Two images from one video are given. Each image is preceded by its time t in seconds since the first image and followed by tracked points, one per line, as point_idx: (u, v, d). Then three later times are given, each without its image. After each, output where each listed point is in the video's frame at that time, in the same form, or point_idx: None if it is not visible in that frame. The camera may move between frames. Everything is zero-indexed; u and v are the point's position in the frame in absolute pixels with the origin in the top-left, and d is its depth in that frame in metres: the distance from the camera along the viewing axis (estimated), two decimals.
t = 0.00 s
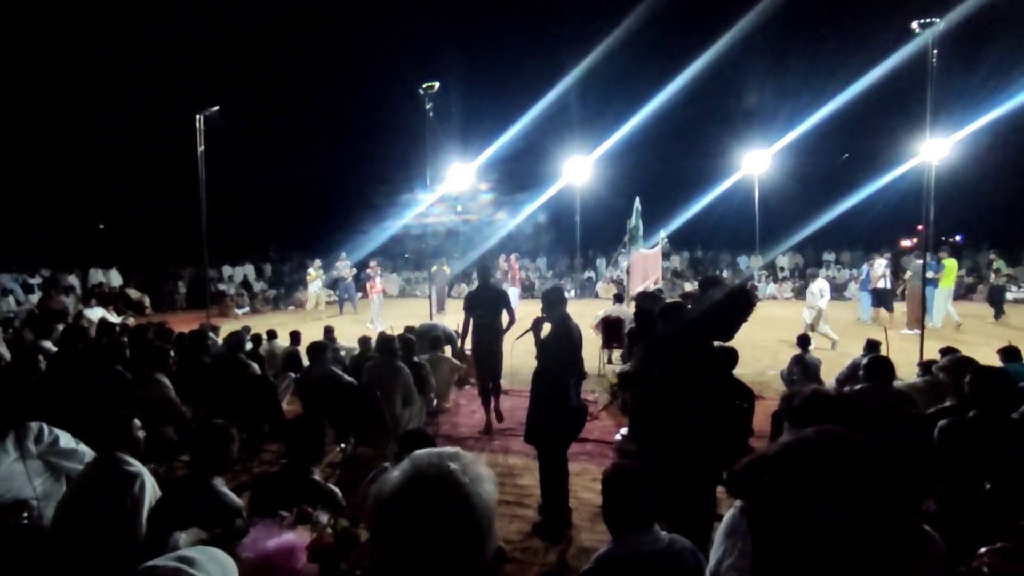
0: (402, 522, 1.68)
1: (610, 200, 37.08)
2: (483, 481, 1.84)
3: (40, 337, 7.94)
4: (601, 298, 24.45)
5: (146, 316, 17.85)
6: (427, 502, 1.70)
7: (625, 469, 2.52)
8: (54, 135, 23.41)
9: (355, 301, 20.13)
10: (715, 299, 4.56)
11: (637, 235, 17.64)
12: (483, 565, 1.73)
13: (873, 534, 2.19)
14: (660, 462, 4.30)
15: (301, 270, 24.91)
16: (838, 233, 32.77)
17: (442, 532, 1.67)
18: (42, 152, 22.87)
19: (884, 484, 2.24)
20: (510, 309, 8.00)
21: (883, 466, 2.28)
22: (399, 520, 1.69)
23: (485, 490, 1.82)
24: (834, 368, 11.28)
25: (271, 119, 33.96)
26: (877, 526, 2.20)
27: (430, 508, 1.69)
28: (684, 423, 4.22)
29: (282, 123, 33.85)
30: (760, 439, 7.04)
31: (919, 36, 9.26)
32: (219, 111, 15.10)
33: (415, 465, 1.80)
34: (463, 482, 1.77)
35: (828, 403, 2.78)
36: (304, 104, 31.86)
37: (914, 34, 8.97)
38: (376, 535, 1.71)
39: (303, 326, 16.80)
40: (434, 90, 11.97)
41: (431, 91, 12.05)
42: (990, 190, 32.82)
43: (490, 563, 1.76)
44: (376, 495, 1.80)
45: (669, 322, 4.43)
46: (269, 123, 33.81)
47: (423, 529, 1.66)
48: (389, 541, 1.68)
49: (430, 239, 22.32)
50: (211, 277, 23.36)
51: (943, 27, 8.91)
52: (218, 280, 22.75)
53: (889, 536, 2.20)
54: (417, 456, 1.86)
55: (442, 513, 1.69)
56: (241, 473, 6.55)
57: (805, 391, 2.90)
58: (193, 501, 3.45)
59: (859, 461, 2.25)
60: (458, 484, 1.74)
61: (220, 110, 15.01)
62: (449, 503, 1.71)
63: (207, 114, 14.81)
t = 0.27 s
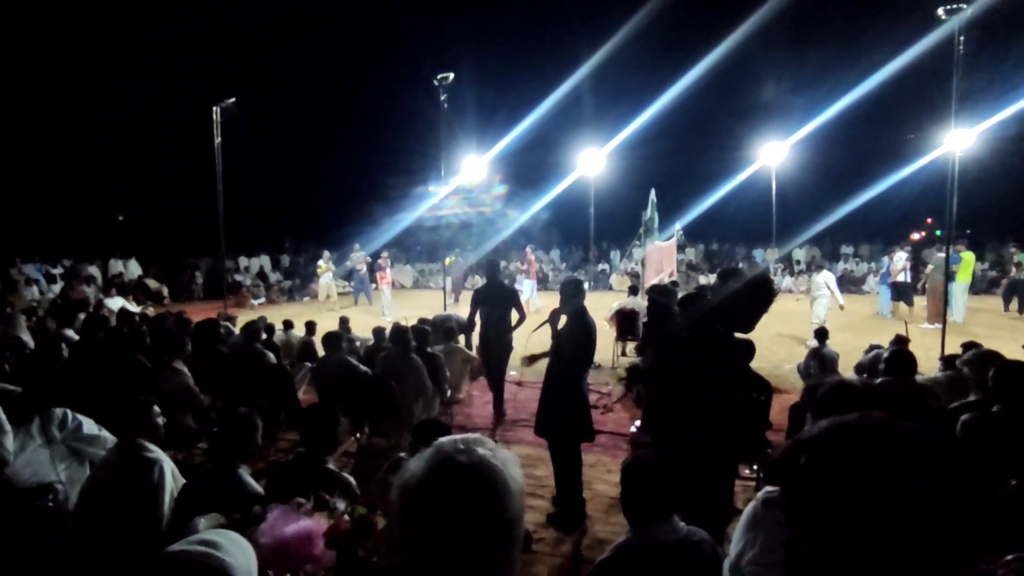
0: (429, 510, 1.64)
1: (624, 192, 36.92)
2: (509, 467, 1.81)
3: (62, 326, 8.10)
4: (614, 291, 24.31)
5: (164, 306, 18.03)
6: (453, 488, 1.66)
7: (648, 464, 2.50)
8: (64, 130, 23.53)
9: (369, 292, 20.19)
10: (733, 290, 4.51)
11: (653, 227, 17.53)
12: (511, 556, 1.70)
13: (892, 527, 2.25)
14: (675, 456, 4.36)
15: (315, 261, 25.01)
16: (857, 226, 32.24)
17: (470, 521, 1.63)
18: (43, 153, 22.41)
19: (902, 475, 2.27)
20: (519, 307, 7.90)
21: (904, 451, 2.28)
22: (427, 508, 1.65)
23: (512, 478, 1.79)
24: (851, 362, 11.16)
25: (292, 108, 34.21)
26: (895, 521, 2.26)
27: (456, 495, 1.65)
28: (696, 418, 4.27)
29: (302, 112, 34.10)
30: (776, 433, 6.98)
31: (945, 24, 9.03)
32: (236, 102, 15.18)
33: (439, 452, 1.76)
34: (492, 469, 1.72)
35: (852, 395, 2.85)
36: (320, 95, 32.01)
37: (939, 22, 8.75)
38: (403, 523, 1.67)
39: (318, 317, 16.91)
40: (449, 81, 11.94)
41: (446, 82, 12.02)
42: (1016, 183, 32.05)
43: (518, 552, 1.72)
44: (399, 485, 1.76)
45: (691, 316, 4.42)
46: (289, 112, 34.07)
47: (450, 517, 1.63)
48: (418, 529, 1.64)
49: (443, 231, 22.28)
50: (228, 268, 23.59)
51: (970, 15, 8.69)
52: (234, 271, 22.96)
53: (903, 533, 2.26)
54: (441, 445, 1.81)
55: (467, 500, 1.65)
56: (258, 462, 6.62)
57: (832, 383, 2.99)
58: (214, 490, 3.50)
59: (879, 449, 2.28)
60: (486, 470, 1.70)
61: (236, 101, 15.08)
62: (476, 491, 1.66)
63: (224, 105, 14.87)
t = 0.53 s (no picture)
0: (446, 491, 1.61)
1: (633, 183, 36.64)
2: (524, 451, 1.77)
3: (72, 313, 8.14)
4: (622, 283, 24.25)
5: (173, 295, 18.17)
6: (469, 469, 1.61)
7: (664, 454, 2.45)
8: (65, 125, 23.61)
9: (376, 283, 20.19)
10: (745, 282, 4.47)
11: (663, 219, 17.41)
12: (525, 545, 1.64)
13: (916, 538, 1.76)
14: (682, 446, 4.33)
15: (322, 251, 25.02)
16: (869, 219, 31.89)
17: (487, 502, 1.59)
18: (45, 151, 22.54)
19: (911, 470, 1.79)
20: (520, 300, 7.23)
21: (911, 448, 1.81)
22: (442, 489, 1.61)
23: (531, 459, 1.75)
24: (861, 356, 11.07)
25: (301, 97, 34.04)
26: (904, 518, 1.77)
27: (473, 477, 1.61)
28: (703, 411, 4.25)
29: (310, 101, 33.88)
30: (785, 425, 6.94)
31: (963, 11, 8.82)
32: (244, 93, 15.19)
33: (451, 436, 1.69)
34: (507, 453, 1.67)
35: (868, 382, 3.05)
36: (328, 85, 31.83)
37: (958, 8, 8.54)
38: (421, 504, 1.63)
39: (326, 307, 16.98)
40: (457, 70, 11.86)
41: (454, 72, 11.94)
42: None
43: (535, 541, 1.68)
44: (413, 470, 1.72)
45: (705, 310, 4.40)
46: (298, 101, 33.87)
47: (465, 498, 1.59)
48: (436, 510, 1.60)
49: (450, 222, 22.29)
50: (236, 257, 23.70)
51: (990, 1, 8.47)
52: (243, 261, 23.03)
53: (911, 528, 1.77)
54: (455, 427, 1.75)
55: (483, 481, 1.61)
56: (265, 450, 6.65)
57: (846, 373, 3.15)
58: (222, 478, 3.46)
59: (881, 443, 1.84)
60: (502, 453, 1.65)
61: (244, 91, 15.04)
62: (492, 472, 1.62)
63: (232, 96, 14.88)
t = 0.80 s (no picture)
0: (469, 482, 1.55)
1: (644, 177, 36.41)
2: (548, 444, 1.70)
3: (87, 306, 8.23)
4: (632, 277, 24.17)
5: (184, 288, 18.29)
6: (492, 462, 1.55)
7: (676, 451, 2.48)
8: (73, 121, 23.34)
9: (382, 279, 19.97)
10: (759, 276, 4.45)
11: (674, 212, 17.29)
12: (552, 541, 1.58)
13: (949, 553, 1.33)
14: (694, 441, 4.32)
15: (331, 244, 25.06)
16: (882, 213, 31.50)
17: (514, 495, 1.53)
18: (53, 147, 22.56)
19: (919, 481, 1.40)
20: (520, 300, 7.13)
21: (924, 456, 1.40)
22: (466, 480, 1.55)
23: (551, 452, 1.66)
24: (875, 352, 10.94)
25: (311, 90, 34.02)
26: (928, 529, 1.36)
27: (497, 469, 1.54)
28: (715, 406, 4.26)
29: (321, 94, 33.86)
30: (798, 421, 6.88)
31: None
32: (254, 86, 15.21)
33: (471, 427, 1.63)
34: (531, 445, 1.61)
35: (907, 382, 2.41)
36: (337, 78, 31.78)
37: None
38: (444, 495, 1.58)
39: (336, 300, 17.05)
40: (467, 63, 11.79)
41: (464, 65, 11.87)
42: None
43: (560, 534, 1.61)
44: (434, 463, 1.66)
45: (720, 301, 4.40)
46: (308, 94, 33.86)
47: (491, 490, 1.53)
48: (460, 502, 1.54)
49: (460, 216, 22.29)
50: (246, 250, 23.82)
51: None
52: (253, 254, 23.18)
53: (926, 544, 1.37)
54: (474, 419, 1.68)
55: (509, 472, 1.55)
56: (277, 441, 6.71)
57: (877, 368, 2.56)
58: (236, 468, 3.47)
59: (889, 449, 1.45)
60: (524, 447, 1.58)
61: (255, 84, 15.06)
62: (516, 464, 1.56)
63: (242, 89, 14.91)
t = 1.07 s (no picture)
0: (496, 482, 1.51)
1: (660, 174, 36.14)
2: (577, 447, 1.64)
3: (109, 303, 8.37)
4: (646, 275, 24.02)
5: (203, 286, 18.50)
6: (519, 462, 1.51)
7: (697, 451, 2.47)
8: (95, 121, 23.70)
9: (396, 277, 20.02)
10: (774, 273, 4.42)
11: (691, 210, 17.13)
12: (581, 544, 1.53)
13: (990, 561, 1.32)
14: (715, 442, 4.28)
15: (346, 242, 25.15)
16: (903, 211, 30.94)
17: (545, 496, 1.48)
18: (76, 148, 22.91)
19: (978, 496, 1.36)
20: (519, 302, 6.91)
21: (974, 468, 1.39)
22: (493, 481, 1.52)
23: (579, 455, 1.62)
24: (895, 352, 10.78)
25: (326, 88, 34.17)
26: (979, 539, 1.33)
27: (525, 468, 1.51)
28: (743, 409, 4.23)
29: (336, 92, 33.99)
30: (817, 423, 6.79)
31: None
32: (271, 85, 15.31)
33: (497, 427, 1.61)
34: (560, 446, 1.57)
35: (938, 385, 2.37)
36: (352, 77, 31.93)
37: None
38: (470, 496, 1.55)
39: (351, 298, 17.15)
40: (483, 61, 11.80)
41: (479, 62, 11.89)
42: None
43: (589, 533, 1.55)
44: (459, 463, 1.62)
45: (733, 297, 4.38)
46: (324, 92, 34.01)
47: (521, 491, 1.48)
48: (488, 503, 1.51)
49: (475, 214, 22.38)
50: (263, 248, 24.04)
51: None
52: (270, 252, 23.42)
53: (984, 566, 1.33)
54: (501, 420, 1.66)
55: (537, 472, 1.51)
56: (293, 437, 6.78)
57: (910, 369, 2.48)
58: (258, 464, 3.52)
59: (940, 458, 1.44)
60: (552, 450, 1.54)
61: (272, 83, 15.18)
62: (545, 464, 1.52)
63: (260, 87, 15.03)
